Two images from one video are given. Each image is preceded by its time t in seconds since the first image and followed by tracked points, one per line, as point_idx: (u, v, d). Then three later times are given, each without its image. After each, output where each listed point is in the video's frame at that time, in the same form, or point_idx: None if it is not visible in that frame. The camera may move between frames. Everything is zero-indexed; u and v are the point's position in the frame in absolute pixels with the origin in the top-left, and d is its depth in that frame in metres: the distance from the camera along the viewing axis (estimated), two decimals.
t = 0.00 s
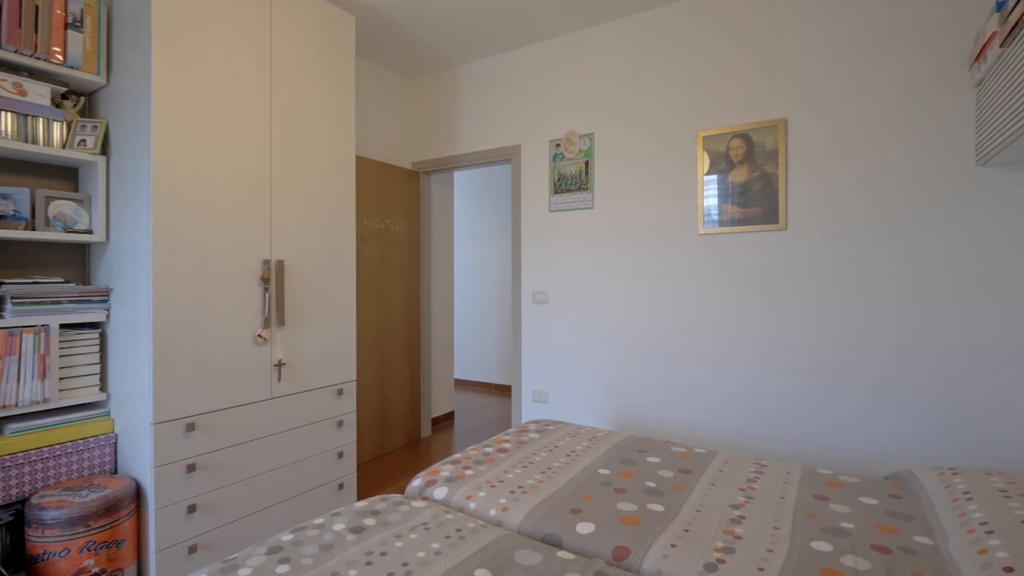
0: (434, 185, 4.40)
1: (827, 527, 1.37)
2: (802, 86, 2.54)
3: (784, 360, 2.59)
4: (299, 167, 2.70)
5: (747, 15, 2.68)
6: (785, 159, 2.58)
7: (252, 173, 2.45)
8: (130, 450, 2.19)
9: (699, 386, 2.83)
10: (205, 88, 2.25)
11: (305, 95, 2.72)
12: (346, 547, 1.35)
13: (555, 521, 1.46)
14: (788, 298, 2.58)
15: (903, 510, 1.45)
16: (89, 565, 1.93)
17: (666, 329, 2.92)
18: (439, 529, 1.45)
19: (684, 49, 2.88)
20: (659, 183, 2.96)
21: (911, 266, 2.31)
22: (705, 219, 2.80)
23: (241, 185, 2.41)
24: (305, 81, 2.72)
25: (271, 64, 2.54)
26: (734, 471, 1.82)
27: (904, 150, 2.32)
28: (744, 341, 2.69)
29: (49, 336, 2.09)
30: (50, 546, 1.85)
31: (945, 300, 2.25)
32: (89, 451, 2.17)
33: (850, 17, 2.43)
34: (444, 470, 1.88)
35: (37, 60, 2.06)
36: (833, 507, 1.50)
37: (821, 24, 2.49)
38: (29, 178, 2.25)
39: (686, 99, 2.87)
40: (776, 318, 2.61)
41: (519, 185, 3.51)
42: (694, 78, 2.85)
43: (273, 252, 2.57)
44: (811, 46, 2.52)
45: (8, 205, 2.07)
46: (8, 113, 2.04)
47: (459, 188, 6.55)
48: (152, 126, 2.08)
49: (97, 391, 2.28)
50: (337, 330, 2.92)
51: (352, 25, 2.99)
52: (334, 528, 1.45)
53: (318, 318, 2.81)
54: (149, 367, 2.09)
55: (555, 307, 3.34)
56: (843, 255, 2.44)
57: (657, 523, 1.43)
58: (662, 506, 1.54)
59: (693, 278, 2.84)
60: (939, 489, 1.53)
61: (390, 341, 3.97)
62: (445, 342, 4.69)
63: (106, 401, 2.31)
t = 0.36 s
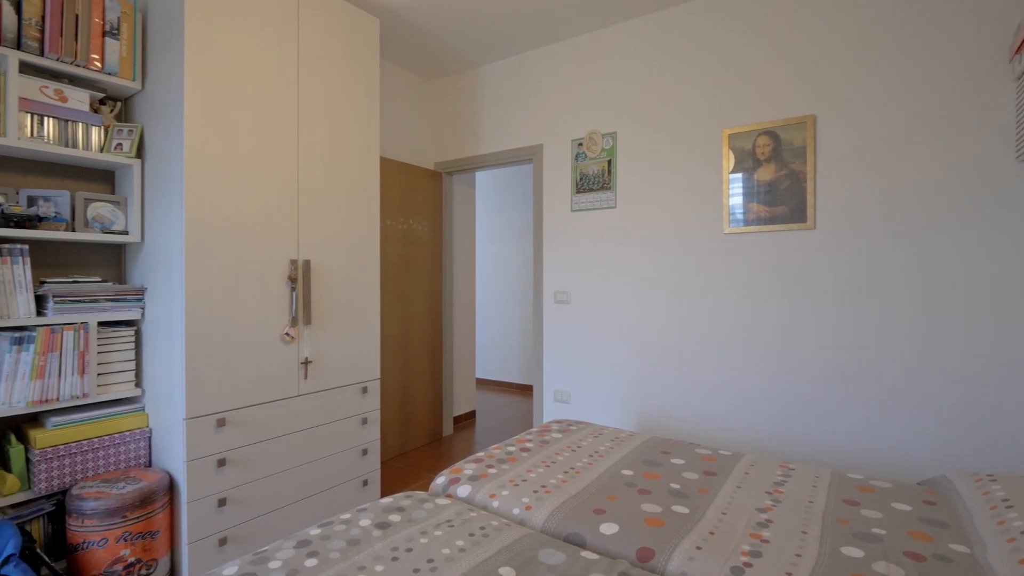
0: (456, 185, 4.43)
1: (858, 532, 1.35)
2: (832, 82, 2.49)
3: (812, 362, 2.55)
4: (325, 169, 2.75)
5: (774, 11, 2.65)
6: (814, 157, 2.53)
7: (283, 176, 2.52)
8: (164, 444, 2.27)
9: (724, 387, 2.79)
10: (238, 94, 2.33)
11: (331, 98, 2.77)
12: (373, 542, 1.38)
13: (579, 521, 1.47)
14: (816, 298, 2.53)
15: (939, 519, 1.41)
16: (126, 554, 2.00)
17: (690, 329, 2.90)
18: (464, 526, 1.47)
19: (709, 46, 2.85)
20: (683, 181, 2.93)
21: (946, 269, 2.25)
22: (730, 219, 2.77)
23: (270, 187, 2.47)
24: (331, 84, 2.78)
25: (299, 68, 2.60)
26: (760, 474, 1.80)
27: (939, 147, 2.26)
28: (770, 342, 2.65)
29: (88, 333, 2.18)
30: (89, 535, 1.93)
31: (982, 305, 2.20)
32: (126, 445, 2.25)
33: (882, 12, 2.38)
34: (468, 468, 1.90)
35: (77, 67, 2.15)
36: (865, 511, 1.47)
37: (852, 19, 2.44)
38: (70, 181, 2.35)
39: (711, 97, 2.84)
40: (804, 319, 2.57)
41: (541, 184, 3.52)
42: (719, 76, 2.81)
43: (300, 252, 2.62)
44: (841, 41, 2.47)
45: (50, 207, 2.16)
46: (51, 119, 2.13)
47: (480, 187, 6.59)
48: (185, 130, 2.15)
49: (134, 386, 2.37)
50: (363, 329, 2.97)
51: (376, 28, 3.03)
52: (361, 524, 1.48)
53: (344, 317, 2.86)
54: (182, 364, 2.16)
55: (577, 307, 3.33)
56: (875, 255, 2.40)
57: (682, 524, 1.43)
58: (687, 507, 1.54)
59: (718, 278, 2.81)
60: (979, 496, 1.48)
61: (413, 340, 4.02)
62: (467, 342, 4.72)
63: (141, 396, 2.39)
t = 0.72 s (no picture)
0: (477, 185, 4.45)
1: (889, 539, 1.32)
2: (862, 77, 2.43)
3: (839, 364, 2.50)
4: (349, 171, 2.79)
5: (800, 7, 2.60)
6: (841, 154, 2.48)
7: (309, 178, 2.57)
8: (194, 440, 2.33)
9: (748, 390, 2.75)
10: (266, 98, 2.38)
11: (355, 100, 2.81)
12: (397, 539, 1.39)
13: (602, 523, 1.46)
14: (845, 299, 2.48)
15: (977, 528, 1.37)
16: (157, 546, 2.06)
17: (714, 330, 2.86)
18: (487, 525, 1.48)
19: (733, 43, 2.81)
20: (707, 180, 2.90)
21: (981, 270, 2.19)
22: (754, 218, 2.73)
23: (296, 189, 2.52)
24: (355, 86, 2.81)
25: (324, 72, 2.64)
26: (787, 478, 1.77)
27: (975, 143, 2.19)
28: (797, 344, 2.60)
29: (122, 332, 2.24)
30: (124, 527, 2.00)
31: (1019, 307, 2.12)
32: (157, 440, 2.32)
33: (914, 6, 2.31)
34: (490, 468, 1.91)
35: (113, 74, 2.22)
36: (897, 518, 1.43)
37: (882, 13, 2.39)
38: (105, 183, 2.43)
39: (736, 95, 2.79)
40: (832, 321, 2.51)
41: (562, 184, 3.51)
42: (744, 73, 2.77)
43: (325, 253, 2.67)
44: (871, 35, 2.41)
45: (88, 209, 2.27)
46: (88, 124, 2.21)
47: (501, 187, 6.60)
48: (215, 134, 2.20)
49: (165, 383, 2.44)
50: (386, 329, 3.01)
51: (398, 30, 3.05)
52: (385, 521, 1.50)
53: (367, 316, 2.89)
54: (212, 362, 2.22)
55: (598, 308, 3.32)
56: (906, 255, 2.33)
57: (707, 527, 1.41)
58: (711, 511, 1.52)
59: (742, 278, 2.77)
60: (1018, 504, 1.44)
61: (434, 340, 4.05)
62: (487, 341, 4.74)
63: (172, 393, 2.46)
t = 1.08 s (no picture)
0: (498, 185, 4.46)
1: (924, 548, 1.28)
2: (894, 71, 2.36)
3: (868, 367, 2.43)
4: (372, 172, 2.82)
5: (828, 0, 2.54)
6: (872, 151, 2.42)
7: (332, 180, 2.60)
8: (222, 436, 2.38)
9: (774, 392, 2.70)
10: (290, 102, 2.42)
11: (378, 102, 2.84)
12: (422, 537, 1.41)
13: (626, 525, 1.45)
14: (876, 300, 2.41)
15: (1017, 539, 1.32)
16: (188, 540, 2.12)
17: (738, 331, 2.82)
18: (510, 525, 1.48)
19: (757, 39, 2.76)
20: (731, 179, 2.85)
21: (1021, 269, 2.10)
22: (780, 218, 2.68)
23: (320, 190, 2.55)
24: (377, 88, 2.84)
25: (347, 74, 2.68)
26: (815, 483, 1.73)
27: (1016, 138, 2.10)
28: (825, 346, 2.54)
29: (154, 330, 2.31)
30: (156, 520, 2.07)
31: None
32: (188, 436, 2.38)
33: None
34: (512, 468, 1.91)
35: (145, 79, 2.28)
36: (932, 527, 1.39)
37: (913, 5, 2.31)
38: (138, 186, 2.50)
39: (761, 92, 2.75)
40: (861, 322, 2.44)
41: (583, 183, 3.49)
42: (770, 70, 2.72)
43: (349, 253, 2.70)
44: (905, 27, 2.33)
45: (123, 211, 2.33)
46: (122, 129, 2.28)
47: (522, 187, 6.61)
48: (243, 137, 2.25)
49: (195, 381, 2.50)
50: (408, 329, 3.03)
51: (420, 32, 3.08)
52: (409, 519, 1.51)
53: (389, 316, 2.92)
54: (239, 360, 2.27)
55: (619, 308, 3.30)
56: (940, 254, 2.26)
57: (733, 532, 1.39)
58: (738, 515, 1.50)
59: (767, 279, 2.72)
60: None
61: (455, 340, 4.07)
62: (507, 342, 4.74)
63: (201, 390, 2.52)
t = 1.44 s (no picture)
0: (518, 185, 4.47)
1: (960, 555, 1.24)
2: (928, 64, 2.29)
3: (899, 369, 2.37)
4: (394, 173, 2.85)
5: None
6: (903, 148, 2.36)
7: (356, 181, 2.64)
8: (249, 432, 2.43)
9: (801, 395, 2.65)
10: (316, 105, 2.46)
11: (400, 104, 2.87)
12: (445, 535, 1.42)
13: (650, 527, 1.44)
14: (907, 300, 2.35)
15: None
16: (217, 533, 2.17)
17: (762, 331, 2.77)
18: (533, 525, 1.49)
19: (783, 35, 2.71)
20: (756, 177, 2.81)
21: None
22: (806, 216, 2.63)
23: (344, 191, 2.59)
24: (400, 90, 2.87)
25: (370, 77, 2.71)
26: (844, 487, 1.69)
27: None
28: (853, 347, 2.49)
29: (184, 329, 2.37)
30: (187, 514, 2.13)
31: None
32: (217, 432, 2.44)
33: None
34: (534, 468, 1.91)
35: (176, 85, 2.35)
36: (969, 534, 1.35)
37: None
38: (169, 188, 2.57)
39: (788, 88, 2.69)
40: (892, 323, 2.39)
41: (604, 183, 3.47)
42: (797, 65, 2.66)
43: (372, 253, 2.74)
44: (938, 21, 2.27)
45: (154, 213, 2.39)
46: (154, 133, 2.34)
47: (542, 187, 6.61)
48: (270, 139, 2.30)
49: (223, 378, 2.56)
50: (430, 328, 3.06)
51: (441, 33, 3.10)
52: (432, 517, 1.52)
53: (411, 315, 2.95)
54: (266, 359, 2.31)
55: (641, 308, 3.27)
56: (976, 253, 2.19)
57: (760, 535, 1.37)
58: (764, 518, 1.47)
59: (794, 278, 2.67)
60: None
61: (476, 339, 4.09)
62: (528, 341, 4.74)
63: (229, 387, 2.58)
